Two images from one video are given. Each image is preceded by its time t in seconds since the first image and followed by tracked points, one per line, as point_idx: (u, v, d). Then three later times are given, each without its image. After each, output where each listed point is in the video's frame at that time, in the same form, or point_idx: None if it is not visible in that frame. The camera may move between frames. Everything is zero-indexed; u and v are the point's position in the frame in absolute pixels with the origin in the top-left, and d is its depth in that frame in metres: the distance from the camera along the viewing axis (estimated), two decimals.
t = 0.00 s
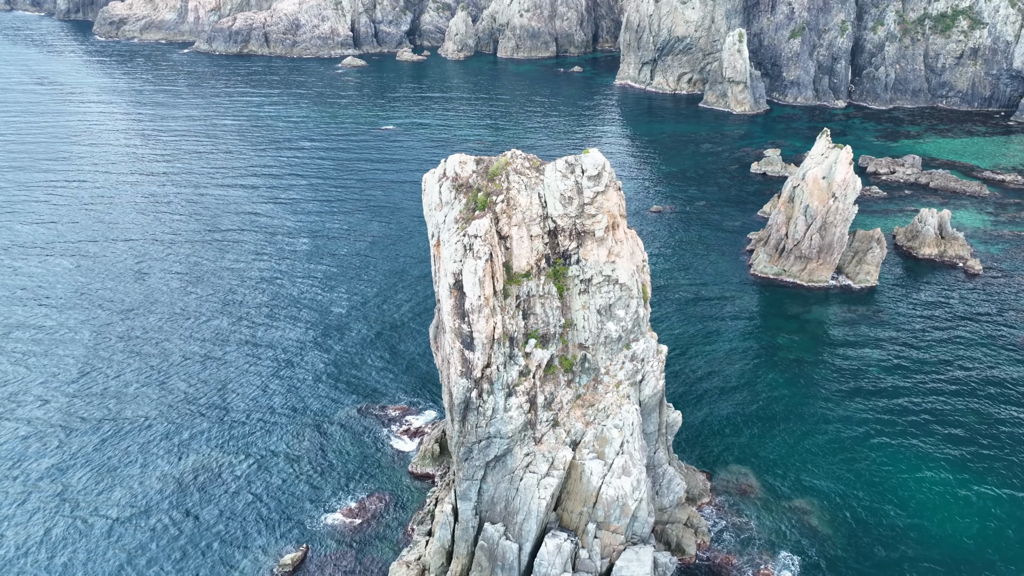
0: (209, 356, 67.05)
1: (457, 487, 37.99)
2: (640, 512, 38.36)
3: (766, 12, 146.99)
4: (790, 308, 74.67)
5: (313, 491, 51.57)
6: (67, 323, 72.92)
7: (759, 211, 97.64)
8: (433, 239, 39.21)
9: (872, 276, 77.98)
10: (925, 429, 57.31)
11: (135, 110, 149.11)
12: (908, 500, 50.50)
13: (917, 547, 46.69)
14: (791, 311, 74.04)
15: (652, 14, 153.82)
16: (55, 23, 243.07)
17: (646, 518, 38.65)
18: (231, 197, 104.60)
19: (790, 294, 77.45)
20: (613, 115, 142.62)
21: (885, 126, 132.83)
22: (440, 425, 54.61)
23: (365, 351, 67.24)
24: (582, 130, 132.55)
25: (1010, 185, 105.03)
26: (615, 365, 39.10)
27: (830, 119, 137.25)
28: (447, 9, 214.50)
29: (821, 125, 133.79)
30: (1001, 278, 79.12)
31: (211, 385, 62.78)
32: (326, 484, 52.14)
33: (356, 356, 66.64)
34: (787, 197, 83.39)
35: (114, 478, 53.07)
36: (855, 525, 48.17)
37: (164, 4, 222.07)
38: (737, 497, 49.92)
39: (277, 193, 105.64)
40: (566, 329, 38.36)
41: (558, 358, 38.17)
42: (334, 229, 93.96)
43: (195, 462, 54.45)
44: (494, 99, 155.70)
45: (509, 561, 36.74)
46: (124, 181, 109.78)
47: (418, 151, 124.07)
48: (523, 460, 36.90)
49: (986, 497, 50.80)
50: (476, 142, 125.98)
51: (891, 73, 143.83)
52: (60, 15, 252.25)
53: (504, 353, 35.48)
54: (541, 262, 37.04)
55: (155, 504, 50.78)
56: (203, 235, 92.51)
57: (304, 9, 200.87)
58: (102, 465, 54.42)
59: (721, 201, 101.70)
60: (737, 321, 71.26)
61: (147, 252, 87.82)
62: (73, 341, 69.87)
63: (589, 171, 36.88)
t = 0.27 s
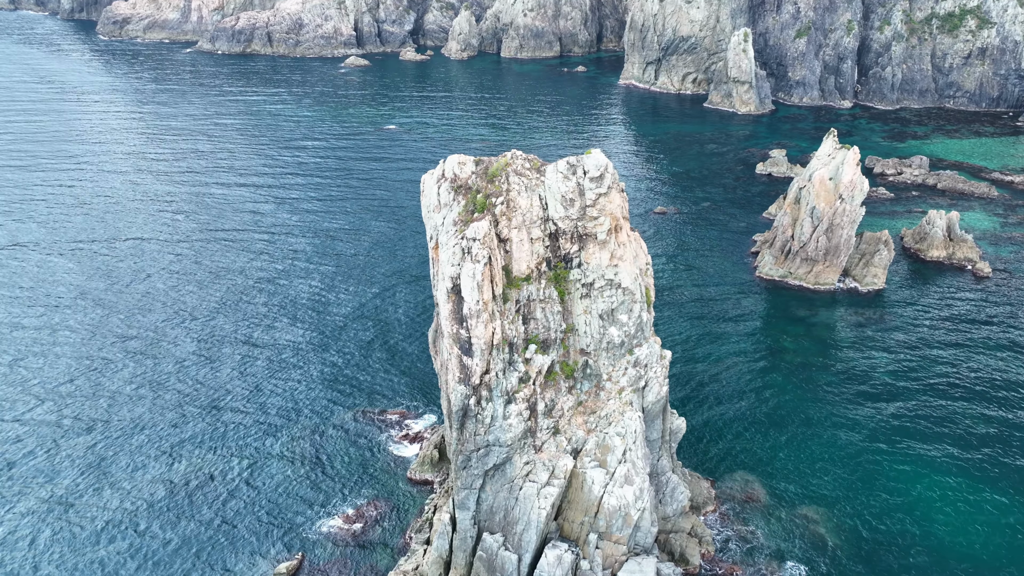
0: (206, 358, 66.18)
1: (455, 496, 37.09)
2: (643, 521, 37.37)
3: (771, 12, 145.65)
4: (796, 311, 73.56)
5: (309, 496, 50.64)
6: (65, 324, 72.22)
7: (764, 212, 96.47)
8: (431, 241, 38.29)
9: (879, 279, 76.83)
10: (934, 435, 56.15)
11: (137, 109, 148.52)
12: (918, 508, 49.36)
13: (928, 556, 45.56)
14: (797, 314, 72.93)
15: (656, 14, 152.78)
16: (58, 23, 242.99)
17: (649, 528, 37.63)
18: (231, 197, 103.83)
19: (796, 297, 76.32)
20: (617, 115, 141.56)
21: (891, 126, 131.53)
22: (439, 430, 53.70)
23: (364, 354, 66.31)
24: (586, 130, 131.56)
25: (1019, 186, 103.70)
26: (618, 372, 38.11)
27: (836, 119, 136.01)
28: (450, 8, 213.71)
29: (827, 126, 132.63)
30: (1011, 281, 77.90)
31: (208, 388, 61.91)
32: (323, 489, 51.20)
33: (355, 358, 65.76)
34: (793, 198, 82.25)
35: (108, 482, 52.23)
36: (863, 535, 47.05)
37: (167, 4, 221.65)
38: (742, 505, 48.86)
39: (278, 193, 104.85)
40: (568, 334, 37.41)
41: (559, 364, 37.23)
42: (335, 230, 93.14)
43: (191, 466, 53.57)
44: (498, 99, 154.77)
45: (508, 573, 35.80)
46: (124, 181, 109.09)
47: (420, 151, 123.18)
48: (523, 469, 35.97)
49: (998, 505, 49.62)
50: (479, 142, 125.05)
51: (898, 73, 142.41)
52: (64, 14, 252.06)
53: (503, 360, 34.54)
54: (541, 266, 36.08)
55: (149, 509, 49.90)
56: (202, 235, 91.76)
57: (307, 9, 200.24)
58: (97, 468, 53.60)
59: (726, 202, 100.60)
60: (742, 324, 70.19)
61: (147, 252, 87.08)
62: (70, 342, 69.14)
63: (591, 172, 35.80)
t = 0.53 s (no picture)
0: (205, 359, 65.45)
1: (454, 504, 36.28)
2: (646, 531, 36.41)
3: (777, 12, 145.17)
4: (802, 314, 72.55)
5: (307, 501, 49.85)
6: (64, 324, 71.65)
7: (770, 214, 95.42)
8: (430, 243, 37.50)
9: (887, 282, 75.77)
10: (944, 441, 55.02)
11: (140, 108, 148.24)
12: (926, 516, 48.31)
13: (938, 566, 44.46)
14: (803, 317, 71.92)
15: (661, 14, 151.91)
16: (64, 22, 243.27)
17: (652, 537, 36.66)
18: (233, 196, 103.26)
19: (802, 299, 75.29)
20: (622, 114, 140.64)
21: (898, 126, 130.26)
22: (439, 434, 52.86)
23: (364, 356, 65.49)
24: (590, 130, 130.65)
25: None
26: (620, 377, 37.19)
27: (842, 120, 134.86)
28: (454, 8, 213.01)
29: (833, 126, 131.50)
30: (1020, 284, 76.70)
31: (206, 390, 61.19)
32: (321, 495, 50.37)
33: (355, 360, 64.97)
34: (799, 199, 81.24)
35: (103, 485, 51.49)
36: (872, 544, 46.00)
37: (172, 3, 221.61)
38: (748, 513, 47.90)
39: (279, 193, 104.24)
40: (569, 339, 36.50)
41: (560, 369, 36.33)
42: (336, 230, 92.40)
43: (187, 469, 52.81)
44: (502, 99, 153.88)
45: None
46: (126, 180, 108.57)
47: (423, 151, 122.40)
48: (523, 477, 35.09)
49: (1011, 513, 48.45)
50: (482, 142, 124.24)
51: (905, 73, 141.09)
52: (68, 14, 252.28)
53: (502, 366, 33.68)
54: (542, 269, 35.20)
55: (144, 512, 49.13)
56: (203, 235, 91.11)
57: (311, 8, 199.76)
58: (92, 471, 52.87)
59: (731, 203, 99.57)
60: (747, 327, 69.25)
61: (147, 252, 86.46)
62: (68, 342, 68.53)
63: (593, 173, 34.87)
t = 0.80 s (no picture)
0: (203, 361, 64.67)
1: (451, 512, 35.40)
2: (649, 541, 35.44)
3: (783, 11, 144.09)
4: (808, 317, 71.53)
5: (304, 507, 48.99)
6: (62, 324, 71.00)
7: (776, 215, 94.30)
8: (428, 246, 36.66)
9: (894, 285, 74.68)
10: (954, 447, 53.92)
11: (143, 108, 147.80)
12: (936, 525, 47.23)
13: None
14: (809, 320, 70.86)
15: (666, 13, 150.87)
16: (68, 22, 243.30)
17: (655, 547, 35.68)
18: (234, 196, 102.56)
19: (809, 302, 74.25)
20: (626, 114, 139.61)
21: (906, 127, 128.97)
22: (439, 439, 52.01)
23: (364, 358, 64.67)
24: (594, 130, 129.69)
25: None
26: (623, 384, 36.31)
27: (849, 120, 133.65)
28: (458, 7, 212.15)
29: (839, 126, 130.29)
30: None
31: (204, 392, 60.40)
32: (318, 500, 49.55)
33: (355, 362, 64.18)
34: (805, 200, 80.16)
35: (98, 489, 50.68)
36: (880, 553, 44.95)
37: (176, 2, 221.36)
38: (754, 521, 46.88)
39: (281, 193, 103.49)
40: (571, 344, 35.64)
41: (561, 375, 35.46)
42: (337, 231, 91.62)
43: (183, 473, 51.98)
44: (505, 99, 152.95)
45: None
46: (127, 180, 108.00)
47: (425, 151, 121.58)
48: (523, 486, 34.18)
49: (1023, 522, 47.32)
50: (485, 142, 123.36)
51: (912, 73, 139.76)
52: (73, 13, 252.21)
53: (502, 372, 32.79)
54: (543, 272, 34.34)
55: (138, 517, 48.28)
56: (204, 234, 90.43)
57: (315, 8, 199.08)
58: (87, 474, 52.07)
59: (736, 204, 98.50)
60: (753, 330, 68.26)
61: (147, 252, 85.80)
62: (66, 343, 67.85)
63: (595, 174, 34.05)
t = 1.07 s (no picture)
0: (201, 363, 63.77)
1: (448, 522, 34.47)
2: (652, 552, 34.39)
3: (789, 10, 142.84)
4: (815, 320, 70.36)
5: (300, 513, 48.01)
6: (59, 325, 70.21)
7: (782, 216, 93.13)
8: (426, 248, 35.72)
9: (902, 287, 73.49)
10: (965, 453, 52.69)
11: (146, 107, 147.32)
12: (947, 534, 46.04)
13: None
14: (816, 324, 69.72)
15: (671, 12, 149.77)
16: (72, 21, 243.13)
17: (658, 559, 34.67)
18: (235, 196, 101.75)
19: (816, 305, 73.09)
20: (631, 114, 138.50)
21: (913, 127, 127.54)
22: (438, 444, 51.05)
23: (364, 360, 63.78)
24: (598, 130, 128.60)
25: None
26: (625, 390, 35.31)
27: (856, 120, 132.32)
28: (463, 7, 211.29)
29: (846, 126, 128.96)
30: None
31: (201, 395, 59.51)
32: (315, 505, 48.64)
33: (354, 364, 63.30)
34: (812, 202, 79.01)
35: (92, 494, 49.79)
36: (889, 563, 43.87)
37: (180, 1, 221.02)
38: (759, 531, 45.85)
39: (282, 193, 102.74)
40: (572, 349, 34.70)
41: (562, 381, 34.51)
42: (338, 230, 90.61)
43: (179, 477, 51.04)
44: (509, 98, 152.00)
45: None
46: (128, 179, 107.30)
47: (428, 151, 120.62)
48: (522, 495, 33.19)
49: None
50: (488, 142, 122.41)
51: (920, 72, 138.33)
52: (77, 12, 252.11)
53: (500, 379, 31.86)
54: (543, 275, 33.38)
55: (132, 523, 47.34)
56: (204, 234, 89.65)
57: (319, 7, 198.28)
58: (80, 478, 51.18)
59: (741, 205, 97.35)
60: (758, 333, 67.15)
61: (147, 252, 85.03)
62: (62, 344, 67.01)
63: (597, 174, 33.07)
